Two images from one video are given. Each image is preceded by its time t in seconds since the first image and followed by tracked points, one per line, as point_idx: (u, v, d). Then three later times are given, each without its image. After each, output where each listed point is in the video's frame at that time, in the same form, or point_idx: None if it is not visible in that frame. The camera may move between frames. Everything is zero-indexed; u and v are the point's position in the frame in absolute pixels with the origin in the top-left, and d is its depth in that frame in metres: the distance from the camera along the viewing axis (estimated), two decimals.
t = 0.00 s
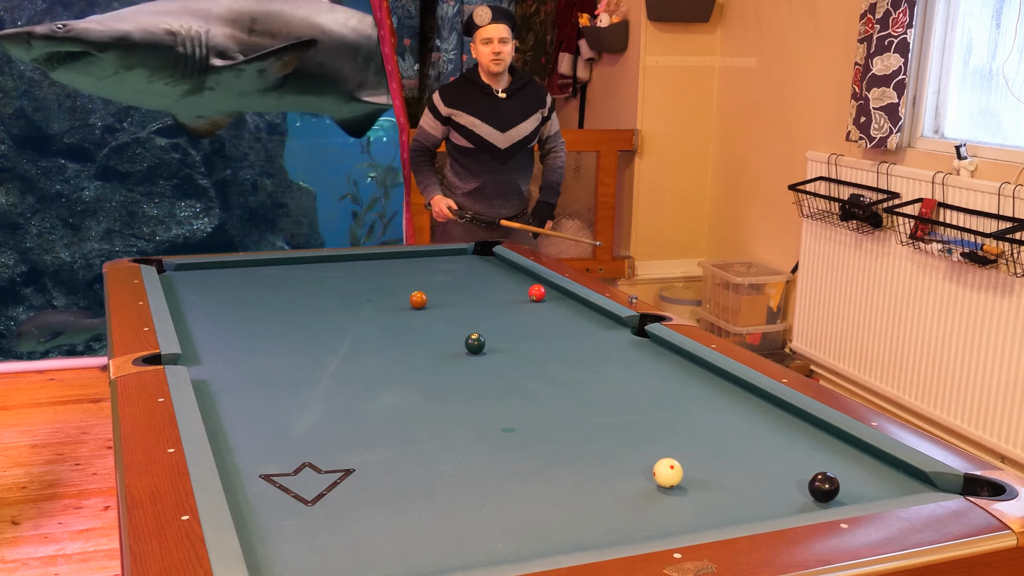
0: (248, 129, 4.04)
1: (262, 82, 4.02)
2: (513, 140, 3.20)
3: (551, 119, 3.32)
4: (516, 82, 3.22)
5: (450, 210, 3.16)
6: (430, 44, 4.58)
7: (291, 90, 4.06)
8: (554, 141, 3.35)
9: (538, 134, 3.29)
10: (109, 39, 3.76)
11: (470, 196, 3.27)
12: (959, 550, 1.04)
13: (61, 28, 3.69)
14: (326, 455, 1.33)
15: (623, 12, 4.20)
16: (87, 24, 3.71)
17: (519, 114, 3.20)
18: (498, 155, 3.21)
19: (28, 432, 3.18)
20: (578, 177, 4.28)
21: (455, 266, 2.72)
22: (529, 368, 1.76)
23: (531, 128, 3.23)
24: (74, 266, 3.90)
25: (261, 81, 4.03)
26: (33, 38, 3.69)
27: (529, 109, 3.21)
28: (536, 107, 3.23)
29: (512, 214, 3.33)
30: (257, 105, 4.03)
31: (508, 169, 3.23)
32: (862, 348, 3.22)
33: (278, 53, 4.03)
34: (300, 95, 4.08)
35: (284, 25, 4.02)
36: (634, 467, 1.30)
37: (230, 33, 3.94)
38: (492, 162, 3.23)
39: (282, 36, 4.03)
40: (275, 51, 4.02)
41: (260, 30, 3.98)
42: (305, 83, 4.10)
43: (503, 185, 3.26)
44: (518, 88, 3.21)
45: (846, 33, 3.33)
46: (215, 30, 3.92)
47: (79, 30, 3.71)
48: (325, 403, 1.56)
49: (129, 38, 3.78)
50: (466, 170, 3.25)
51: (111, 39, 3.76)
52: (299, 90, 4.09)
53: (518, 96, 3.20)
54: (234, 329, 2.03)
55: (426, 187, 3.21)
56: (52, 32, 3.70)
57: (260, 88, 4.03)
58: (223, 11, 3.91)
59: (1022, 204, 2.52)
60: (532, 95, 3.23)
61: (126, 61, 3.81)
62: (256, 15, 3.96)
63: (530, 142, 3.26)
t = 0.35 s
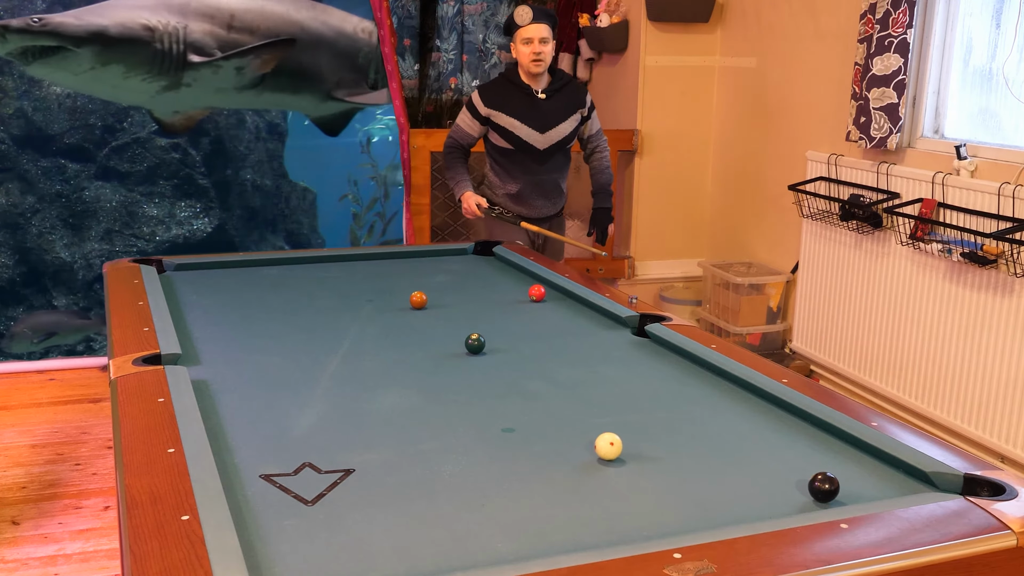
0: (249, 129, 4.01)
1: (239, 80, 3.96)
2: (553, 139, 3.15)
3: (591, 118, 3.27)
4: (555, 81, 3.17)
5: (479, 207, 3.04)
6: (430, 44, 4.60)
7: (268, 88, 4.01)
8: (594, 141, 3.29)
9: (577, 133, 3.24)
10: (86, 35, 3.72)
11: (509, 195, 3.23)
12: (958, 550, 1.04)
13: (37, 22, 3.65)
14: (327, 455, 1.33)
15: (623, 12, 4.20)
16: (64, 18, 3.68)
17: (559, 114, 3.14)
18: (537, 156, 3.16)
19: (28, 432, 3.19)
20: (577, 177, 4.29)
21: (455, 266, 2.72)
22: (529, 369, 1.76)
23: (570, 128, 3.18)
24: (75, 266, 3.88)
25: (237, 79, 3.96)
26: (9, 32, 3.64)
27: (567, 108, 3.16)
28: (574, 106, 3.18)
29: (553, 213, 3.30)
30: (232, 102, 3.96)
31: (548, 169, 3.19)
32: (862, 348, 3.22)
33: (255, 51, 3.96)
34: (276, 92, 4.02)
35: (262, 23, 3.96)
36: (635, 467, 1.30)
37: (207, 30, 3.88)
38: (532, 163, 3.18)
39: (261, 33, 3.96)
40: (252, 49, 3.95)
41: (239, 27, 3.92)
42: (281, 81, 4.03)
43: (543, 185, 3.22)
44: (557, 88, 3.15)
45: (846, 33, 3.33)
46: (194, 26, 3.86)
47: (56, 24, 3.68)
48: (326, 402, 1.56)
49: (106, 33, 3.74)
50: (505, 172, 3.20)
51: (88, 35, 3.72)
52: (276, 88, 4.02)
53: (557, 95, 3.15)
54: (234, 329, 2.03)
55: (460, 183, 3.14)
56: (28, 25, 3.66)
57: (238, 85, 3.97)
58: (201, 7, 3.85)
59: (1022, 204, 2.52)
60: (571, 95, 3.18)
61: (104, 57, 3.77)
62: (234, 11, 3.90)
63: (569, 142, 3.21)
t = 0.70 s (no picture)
0: (249, 128, 4.01)
1: (212, 76, 3.92)
2: (574, 139, 3.02)
3: (613, 117, 3.13)
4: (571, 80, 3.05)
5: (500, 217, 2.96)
6: (430, 44, 4.60)
7: (243, 84, 3.97)
8: (617, 141, 3.14)
9: (599, 133, 3.10)
10: (55, 30, 3.66)
11: (538, 202, 3.09)
12: (959, 551, 1.04)
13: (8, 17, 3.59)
14: (327, 455, 1.33)
15: (623, 12, 4.20)
16: (34, 13, 3.63)
17: (578, 112, 3.02)
18: (560, 157, 3.02)
19: (28, 432, 3.19)
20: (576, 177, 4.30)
21: (455, 266, 2.72)
22: (529, 368, 1.76)
23: (591, 126, 3.04)
24: (74, 266, 3.86)
25: (212, 75, 3.92)
26: None
27: (586, 107, 3.03)
28: (592, 104, 3.05)
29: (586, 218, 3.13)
30: (206, 98, 3.93)
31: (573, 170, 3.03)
32: (863, 348, 3.22)
33: (229, 46, 3.92)
34: (254, 89, 3.99)
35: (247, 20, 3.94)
36: (636, 467, 1.30)
37: (182, 25, 3.84)
38: (556, 165, 3.04)
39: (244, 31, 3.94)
40: (226, 44, 3.91)
41: (215, 22, 3.88)
42: (258, 77, 3.99)
43: (570, 188, 3.06)
44: (574, 87, 3.03)
45: (846, 32, 3.33)
46: (168, 21, 3.81)
47: (24, 18, 3.62)
48: (326, 403, 1.57)
49: (77, 28, 3.69)
50: (530, 176, 3.08)
51: (58, 30, 3.66)
52: (253, 84, 3.99)
53: (575, 95, 3.03)
54: (234, 329, 2.03)
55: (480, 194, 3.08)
56: None
57: (212, 82, 3.93)
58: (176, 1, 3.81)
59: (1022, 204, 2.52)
60: (590, 93, 3.06)
61: (74, 53, 3.71)
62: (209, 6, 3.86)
63: (592, 141, 3.07)
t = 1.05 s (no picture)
0: (249, 128, 4.01)
1: (186, 71, 3.88)
2: (588, 136, 2.86)
3: (630, 109, 2.96)
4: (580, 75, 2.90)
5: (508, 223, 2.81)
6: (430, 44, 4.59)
7: (220, 79, 3.94)
8: (638, 135, 2.97)
9: (616, 126, 2.94)
10: (23, 25, 3.60)
11: (557, 206, 2.93)
12: (959, 550, 1.04)
13: None
14: (327, 455, 1.33)
15: (623, 13, 4.19)
16: None
17: (589, 108, 2.87)
18: (576, 156, 2.87)
19: (28, 432, 3.19)
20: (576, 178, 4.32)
21: (454, 266, 2.72)
22: (529, 368, 1.76)
23: (606, 120, 2.88)
24: (74, 266, 3.85)
25: (186, 70, 3.88)
26: None
27: (597, 101, 2.88)
28: (604, 97, 2.89)
29: (611, 219, 2.96)
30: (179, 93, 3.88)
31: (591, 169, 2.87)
32: (862, 348, 3.22)
33: (202, 40, 3.88)
34: (231, 84, 3.96)
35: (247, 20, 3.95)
36: (635, 467, 1.30)
37: (155, 19, 3.79)
38: (573, 165, 2.88)
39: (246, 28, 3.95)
40: (199, 37, 3.87)
41: (189, 17, 3.85)
42: (235, 73, 3.97)
43: (590, 188, 2.89)
44: (583, 82, 2.89)
45: (846, 32, 3.34)
46: (140, 16, 3.77)
47: None
48: (325, 402, 1.57)
49: (46, 23, 3.63)
50: (547, 179, 2.93)
51: (25, 25, 3.60)
52: (230, 79, 3.96)
53: (585, 90, 2.88)
54: (234, 329, 2.03)
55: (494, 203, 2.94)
56: None
57: (185, 77, 3.89)
58: None
59: (1022, 204, 2.52)
60: (601, 85, 2.90)
61: (42, 48, 3.65)
62: None
63: (609, 136, 2.91)
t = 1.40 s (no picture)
0: (249, 129, 4.00)
1: (155, 63, 3.83)
2: (595, 140, 2.82)
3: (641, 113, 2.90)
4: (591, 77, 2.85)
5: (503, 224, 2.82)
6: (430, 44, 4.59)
7: (191, 71, 3.89)
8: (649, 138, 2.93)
9: (625, 130, 2.88)
10: None
11: (562, 209, 2.92)
12: (959, 550, 1.04)
13: None
14: (327, 455, 1.33)
15: (623, 13, 4.19)
16: None
17: (598, 111, 2.82)
18: (581, 159, 2.83)
19: (28, 432, 3.19)
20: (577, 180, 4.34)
21: (455, 266, 2.72)
22: (529, 368, 1.76)
23: (614, 124, 2.83)
24: (74, 266, 3.84)
25: (155, 62, 3.83)
26: None
27: (606, 104, 2.83)
28: (614, 100, 2.83)
29: (617, 224, 2.93)
30: (149, 88, 3.84)
31: (595, 173, 2.83)
32: (863, 348, 3.22)
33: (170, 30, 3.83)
34: (204, 77, 3.91)
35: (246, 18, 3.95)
36: (635, 467, 1.30)
37: (123, 12, 3.75)
38: (578, 167, 2.85)
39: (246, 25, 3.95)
40: (166, 28, 3.81)
41: (158, 9, 3.80)
42: (207, 65, 3.91)
43: (595, 192, 2.87)
44: (593, 84, 2.84)
45: (846, 33, 3.34)
46: (106, 9, 3.72)
47: None
48: (325, 402, 1.56)
49: (7, 19, 3.58)
50: (552, 182, 2.91)
51: None
52: (202, 72, 3.91)
53: (594, 92, 2.83)
54: (234, 329, 2.03)
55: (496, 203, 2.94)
56: None
57: (156, 70, 3.84)
58: None
59: (1022, 204, 2.53)
60: (611, 87, 2.85)
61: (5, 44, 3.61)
62: None
63: (618, 139, 2.85)
